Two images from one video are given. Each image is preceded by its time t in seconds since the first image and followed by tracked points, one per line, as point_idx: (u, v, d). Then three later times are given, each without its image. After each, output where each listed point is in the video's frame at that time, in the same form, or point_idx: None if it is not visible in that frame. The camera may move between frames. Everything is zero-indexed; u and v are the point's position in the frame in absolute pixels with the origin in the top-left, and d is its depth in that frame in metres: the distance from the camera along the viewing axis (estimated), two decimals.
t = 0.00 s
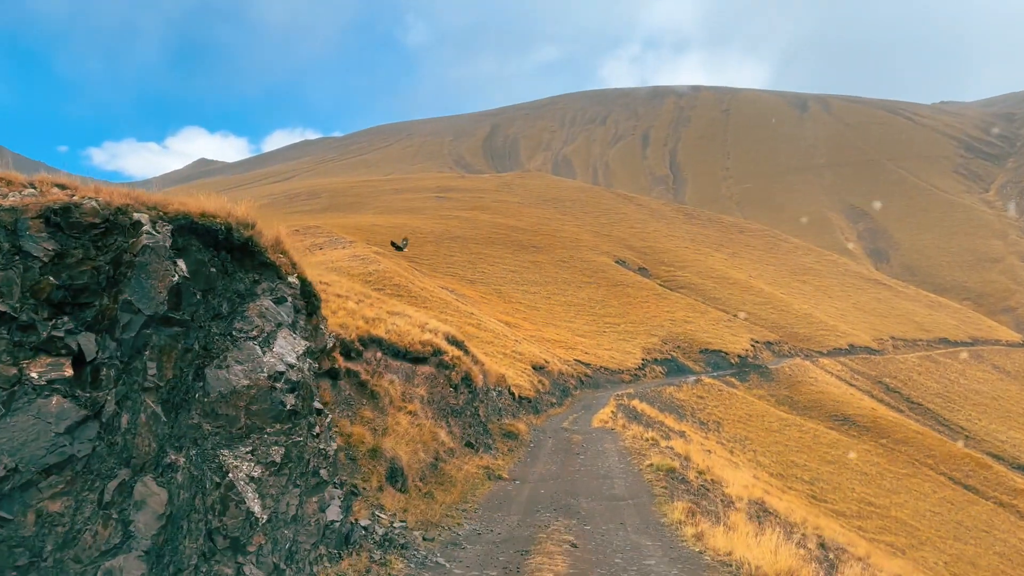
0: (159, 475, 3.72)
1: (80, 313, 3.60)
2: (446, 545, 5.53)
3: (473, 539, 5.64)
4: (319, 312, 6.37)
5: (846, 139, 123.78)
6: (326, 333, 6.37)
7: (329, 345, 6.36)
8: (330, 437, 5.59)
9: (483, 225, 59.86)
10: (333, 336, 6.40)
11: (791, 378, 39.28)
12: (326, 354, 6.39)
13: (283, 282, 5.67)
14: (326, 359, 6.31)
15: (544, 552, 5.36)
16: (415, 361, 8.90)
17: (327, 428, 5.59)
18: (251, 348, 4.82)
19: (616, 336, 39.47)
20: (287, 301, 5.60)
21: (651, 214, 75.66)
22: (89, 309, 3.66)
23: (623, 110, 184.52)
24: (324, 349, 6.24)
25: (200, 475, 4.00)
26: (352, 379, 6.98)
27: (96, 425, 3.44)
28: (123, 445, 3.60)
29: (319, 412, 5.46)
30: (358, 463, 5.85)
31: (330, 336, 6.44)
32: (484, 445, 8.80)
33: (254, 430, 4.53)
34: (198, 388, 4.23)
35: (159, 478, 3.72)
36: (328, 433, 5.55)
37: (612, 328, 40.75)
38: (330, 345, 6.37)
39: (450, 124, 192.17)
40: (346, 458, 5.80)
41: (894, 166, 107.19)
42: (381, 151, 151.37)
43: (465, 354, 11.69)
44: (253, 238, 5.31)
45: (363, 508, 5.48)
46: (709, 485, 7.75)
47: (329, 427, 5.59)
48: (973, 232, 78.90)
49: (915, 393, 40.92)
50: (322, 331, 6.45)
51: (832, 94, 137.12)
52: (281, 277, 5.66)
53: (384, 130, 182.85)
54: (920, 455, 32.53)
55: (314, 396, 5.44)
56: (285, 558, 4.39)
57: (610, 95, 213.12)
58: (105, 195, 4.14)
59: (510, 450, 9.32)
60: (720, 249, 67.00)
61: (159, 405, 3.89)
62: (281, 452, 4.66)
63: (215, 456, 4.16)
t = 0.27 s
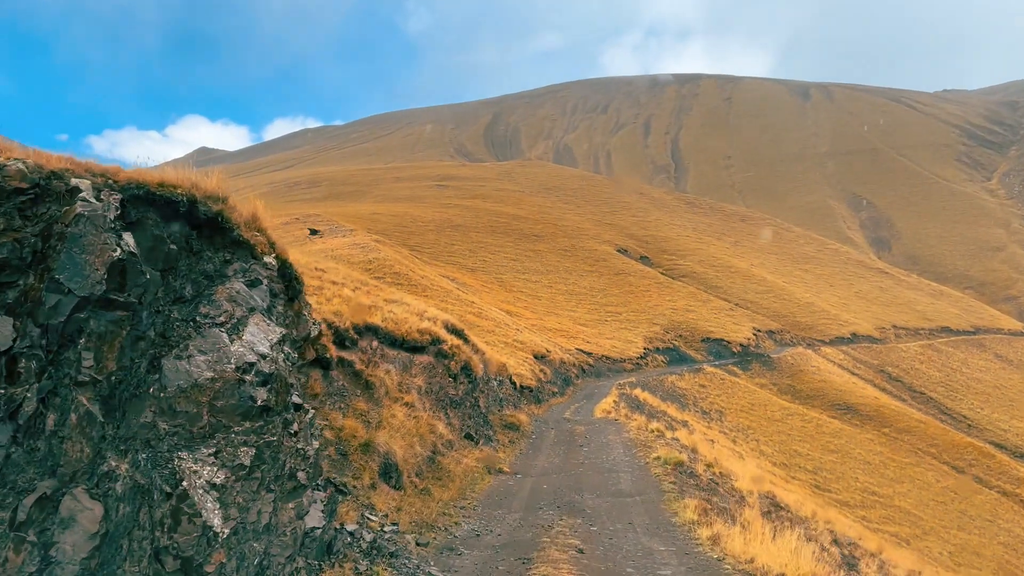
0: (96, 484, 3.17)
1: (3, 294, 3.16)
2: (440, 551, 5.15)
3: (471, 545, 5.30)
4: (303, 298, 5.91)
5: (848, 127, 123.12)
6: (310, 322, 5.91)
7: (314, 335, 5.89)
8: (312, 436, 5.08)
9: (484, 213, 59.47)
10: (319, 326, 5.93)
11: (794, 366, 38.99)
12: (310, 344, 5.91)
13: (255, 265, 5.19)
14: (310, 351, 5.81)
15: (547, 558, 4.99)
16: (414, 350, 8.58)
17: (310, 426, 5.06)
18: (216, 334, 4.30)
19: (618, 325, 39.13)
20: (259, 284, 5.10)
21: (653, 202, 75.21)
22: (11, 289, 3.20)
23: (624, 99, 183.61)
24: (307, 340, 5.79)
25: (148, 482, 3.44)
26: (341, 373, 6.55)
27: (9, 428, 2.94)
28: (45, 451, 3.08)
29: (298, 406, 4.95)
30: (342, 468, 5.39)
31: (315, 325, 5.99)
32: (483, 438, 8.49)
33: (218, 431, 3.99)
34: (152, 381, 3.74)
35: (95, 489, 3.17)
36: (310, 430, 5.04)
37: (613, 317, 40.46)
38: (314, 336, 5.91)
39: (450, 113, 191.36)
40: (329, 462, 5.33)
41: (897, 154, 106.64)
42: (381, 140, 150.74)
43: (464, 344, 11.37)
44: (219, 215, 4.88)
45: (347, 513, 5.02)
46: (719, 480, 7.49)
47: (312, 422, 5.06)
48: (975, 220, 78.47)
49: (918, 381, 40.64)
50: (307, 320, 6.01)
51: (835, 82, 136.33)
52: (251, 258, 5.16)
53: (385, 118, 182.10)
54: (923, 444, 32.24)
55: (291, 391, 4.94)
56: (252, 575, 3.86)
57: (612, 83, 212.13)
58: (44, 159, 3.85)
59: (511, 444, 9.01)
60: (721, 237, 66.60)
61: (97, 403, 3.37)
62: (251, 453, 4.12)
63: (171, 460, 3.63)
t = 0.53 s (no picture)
0: (4, 515, 2.41)
1: None
2: (433, 568, 4.69)
3: (468, 559, 4.86)
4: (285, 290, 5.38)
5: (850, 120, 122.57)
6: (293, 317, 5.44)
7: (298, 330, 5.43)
8: (290, 446, 4.46)
9: (484, 205, 59.10)
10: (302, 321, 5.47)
11: (795, 359, 38.69)
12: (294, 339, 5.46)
13: (226, 250, 4.52)
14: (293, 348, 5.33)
15: None
16: (410, 344, 8.27)
17: (288, 433, 4.47)
18: (174, 327, 3.59)
19: (618, 317, 38.81)
20: (231, 272, 4.45)
21: (653, 194, 74.80)
22: None
23: (625, 91, 182.85)
24: (288, 336, 5.18)
25: (75, 509, 2.72)
26: (332, 370, 6.21)
27: None
28: None
29: (275, 411, 4.31)
30: (325, 477, 4.95)
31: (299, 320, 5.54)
32: (482, 434, 8.22)
33: (174, 443, 3.28)
34: (92, 387, 3.08)
35: (4, 520, 2.41)
36: (288, 439, 4.41)
37: (614, 309, 40.15)
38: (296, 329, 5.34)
39: (450, 104, 190.61)
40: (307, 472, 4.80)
41: (898, 147, 106.16)
42: (381, 131, 150.15)
43: (462, 336, 11.09)
44: (185, 197, 4.28)
45: (328, 529, 4.53)
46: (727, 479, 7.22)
47: (290, 429, 4.51)
48: (976, 213, 78.11)
49: (920, 374, 40.37)
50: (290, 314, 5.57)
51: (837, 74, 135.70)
52: (221, 243, 4.50)
53: (385, 110, 181.37)
54: (924, 438, 31.95)
55: (267, 393, 4.30)
56: None
57: (612, 75, 211.30)
58: None
59: (510, 440, 8.72)
60: (722, 229, 66.23)
61: (9, 414, 2.60)
62: (215, 470, 3.42)
63: (109, 481, 2.94)
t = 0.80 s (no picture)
0: None
1: None
2: None
3: None
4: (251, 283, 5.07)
5: (849, 116, 122.23)
6: (265, 315, 5.17)
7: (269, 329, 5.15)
8: (250, 459, 4.10)
9: (483, 201, 58.80)
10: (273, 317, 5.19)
11: (794, 356, 38.38)
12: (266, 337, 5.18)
13: (175, 238, 4.17)
14: (265, 348, 5.05)
15: None
16: (403, 342, 7.95)
17: (249, 446, 4.15)
18: (102, 327, 3.24)
19: (617, 313, 38.53)
20: (183, 261, 4.11)
21: (653, 190, 74.50)
22: None
23: (624, 86, 182.39)
24: (256, 334, 4.87)
25: None
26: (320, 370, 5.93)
27: None
28: None
29: (232, 422, 3.97)
30: (305, 487, 4.64)
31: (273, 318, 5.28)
32: (478, 436, 7.91)
33: (99, 465, 2.89)
34: None
35: None
36: (248, 451, 4.07)
37: (613, 305, 39.87)
38: (266, 328, 5.04)
39: (449, 99, 190.17)
40: (281, 486, 4.45)
41: (897, 143, 105.81)
42: (380, 127, 149.68)
43: (458, 333, 10.75)
44: (123, 172, 3.92)
45: (303, 549, 4.17)
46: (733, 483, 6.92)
47: (253, 440, 4.19)
48: (975, 209, 77.85)
49: (919, 371, 40.10)
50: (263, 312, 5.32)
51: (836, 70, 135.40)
52: (169, 228, 4.15)
53: (384, 105, 180.91)
54: (923, 435, 31.64)
55: (221, 402, 3.97)
56: None
57: (611, 71, 210.77)
58: None
59: (507, 442, 8.41)
60: (721, 225, 65.95)
61: None
62: (156, 493, 3.04)
63: (4, 513, 2.48)
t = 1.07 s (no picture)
0: None
1: None
2: None
3: None
4: (205, 276, 4.72)
5: (848, 114, 121.90)
6: (226, 313, 4.89)
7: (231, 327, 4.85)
8: (194, 477, 3.78)
9: (481, 198, 58.46)
10: (236, 316, 4.90)
11: (793, 354, 38.09)
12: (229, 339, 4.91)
13: (103, 221, 3.75)
14: (225, 349, 4.75)
15: None
16: (392, 340, 7.64)
17: (195, 462, 3.85)
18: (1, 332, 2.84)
19: (615, 311, 38.23)
20: (112, 250, 3.71)
21: (651, 187, 74.17)
22: None
23: (623, 84, 182.00)
24: (213, 333, 4.56)
25: None
26: (299, 370, 5.64)
27: None
28: None
29: (171, 437, 3.65)
30: (275, 501, 4.39)
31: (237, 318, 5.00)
32: (472, 439, 7.61)
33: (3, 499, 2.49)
34: None
35: None
36: (192, 468, 3.75)
37: (611, 302, 39.58)
38: (227, 329, 4.75)
39: (448, 97, 189.64)
40: (248, 503, 4.22)
41: (896, 142, 105.53)
42: (377, 124, 149.20)
43: (452, 331, 10.44)
44: (39, 145, 3.55)
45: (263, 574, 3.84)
46: (739, 488, 6.62)
47: (202, 456, 3.92)
48: (974, 207, 77.59)
49: (918, 369, 39.81)
50: (227, 309, 5.03)
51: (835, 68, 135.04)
52: (96, 211, 3.74)
53: (382, 102, 180.41)
54: (923, 434, 31.37)
55: (157, 414, 3.65)
56: None
57: (610, 68, 210.23)
58: None
59: (502, 444, 8.10)
60: (719, 223, 65.65)
61: None
62: (58, 524, 2.63)
63: None
